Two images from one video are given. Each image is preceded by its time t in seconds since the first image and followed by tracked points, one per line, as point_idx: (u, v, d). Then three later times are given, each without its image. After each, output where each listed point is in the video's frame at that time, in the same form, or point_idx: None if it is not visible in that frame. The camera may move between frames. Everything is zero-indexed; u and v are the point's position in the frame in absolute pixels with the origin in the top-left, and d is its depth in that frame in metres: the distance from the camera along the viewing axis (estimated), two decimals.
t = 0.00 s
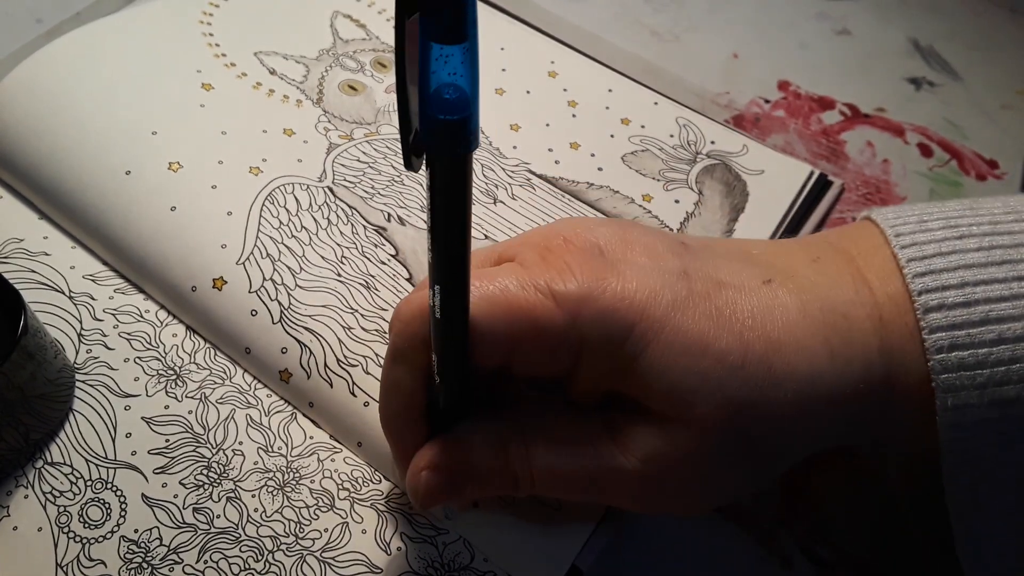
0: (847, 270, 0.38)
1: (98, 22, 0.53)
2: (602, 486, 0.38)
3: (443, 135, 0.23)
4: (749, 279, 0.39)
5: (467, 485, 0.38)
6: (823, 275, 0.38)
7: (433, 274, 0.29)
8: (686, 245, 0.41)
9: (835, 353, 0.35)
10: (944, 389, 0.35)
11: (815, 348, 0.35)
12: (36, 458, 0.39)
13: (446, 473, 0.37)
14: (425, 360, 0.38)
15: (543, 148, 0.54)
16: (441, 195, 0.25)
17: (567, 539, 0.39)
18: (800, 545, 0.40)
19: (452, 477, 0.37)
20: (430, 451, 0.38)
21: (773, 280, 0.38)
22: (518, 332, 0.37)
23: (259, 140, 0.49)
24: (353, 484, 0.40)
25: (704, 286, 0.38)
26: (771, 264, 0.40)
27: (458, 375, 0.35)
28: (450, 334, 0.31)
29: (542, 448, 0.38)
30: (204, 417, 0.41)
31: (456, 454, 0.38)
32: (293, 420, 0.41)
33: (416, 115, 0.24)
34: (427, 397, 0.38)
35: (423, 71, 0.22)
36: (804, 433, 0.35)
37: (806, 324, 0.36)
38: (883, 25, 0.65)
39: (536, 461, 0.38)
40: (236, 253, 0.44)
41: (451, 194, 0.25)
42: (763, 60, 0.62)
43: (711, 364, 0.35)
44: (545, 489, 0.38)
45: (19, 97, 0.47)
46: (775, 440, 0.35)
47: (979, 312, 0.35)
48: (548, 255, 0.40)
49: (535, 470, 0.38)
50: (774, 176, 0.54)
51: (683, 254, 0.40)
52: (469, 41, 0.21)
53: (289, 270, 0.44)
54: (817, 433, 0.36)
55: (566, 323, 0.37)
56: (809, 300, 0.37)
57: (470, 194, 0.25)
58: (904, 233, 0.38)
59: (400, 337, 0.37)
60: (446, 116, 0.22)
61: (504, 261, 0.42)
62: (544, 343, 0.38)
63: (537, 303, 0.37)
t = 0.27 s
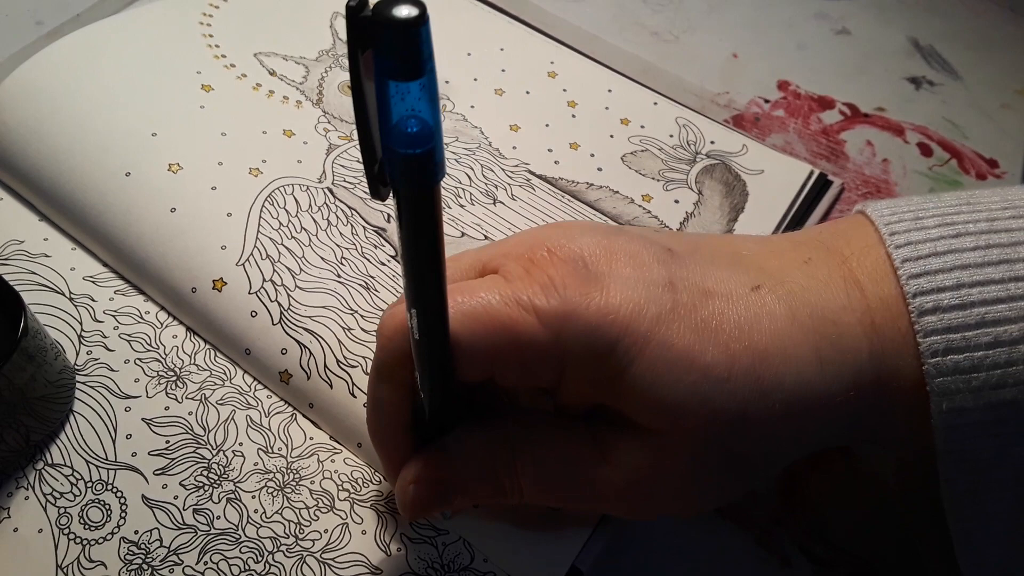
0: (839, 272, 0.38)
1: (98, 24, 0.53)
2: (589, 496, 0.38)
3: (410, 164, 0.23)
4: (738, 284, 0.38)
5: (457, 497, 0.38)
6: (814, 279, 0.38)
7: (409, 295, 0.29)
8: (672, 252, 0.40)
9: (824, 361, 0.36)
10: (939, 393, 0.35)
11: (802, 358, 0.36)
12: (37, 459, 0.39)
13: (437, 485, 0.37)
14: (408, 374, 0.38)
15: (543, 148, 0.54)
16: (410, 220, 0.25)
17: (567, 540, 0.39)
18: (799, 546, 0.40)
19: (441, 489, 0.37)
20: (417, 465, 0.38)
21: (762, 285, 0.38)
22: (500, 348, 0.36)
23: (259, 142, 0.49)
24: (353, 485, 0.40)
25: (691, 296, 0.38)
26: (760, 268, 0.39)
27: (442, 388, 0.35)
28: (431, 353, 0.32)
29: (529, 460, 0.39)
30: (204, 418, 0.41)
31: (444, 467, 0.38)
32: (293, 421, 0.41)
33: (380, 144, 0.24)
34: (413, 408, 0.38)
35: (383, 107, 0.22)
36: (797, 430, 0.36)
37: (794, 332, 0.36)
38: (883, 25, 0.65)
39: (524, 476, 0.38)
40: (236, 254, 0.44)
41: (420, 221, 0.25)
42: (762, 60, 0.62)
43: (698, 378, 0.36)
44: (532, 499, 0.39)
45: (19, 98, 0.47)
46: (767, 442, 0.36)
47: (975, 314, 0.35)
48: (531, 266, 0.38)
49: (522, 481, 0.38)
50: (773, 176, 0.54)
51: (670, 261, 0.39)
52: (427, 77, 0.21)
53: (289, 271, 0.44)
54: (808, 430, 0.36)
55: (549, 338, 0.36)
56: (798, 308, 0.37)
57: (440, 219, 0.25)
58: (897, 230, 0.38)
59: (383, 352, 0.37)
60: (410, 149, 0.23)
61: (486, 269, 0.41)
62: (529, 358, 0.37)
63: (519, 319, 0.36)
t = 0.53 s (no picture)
0: (835, 272, 0.38)
1: (97, 26, 0.53)
2: (583, 496, 0.38)
3: (399, 161, 0.23)
4: (734, 284, 0.39)
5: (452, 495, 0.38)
6: (811, 280, 0.38)
7: (403, 293, 0.29)
8: (668, 252, 0.40)
9: (819, 361, 0.36)
10: (938, 396, 0.35)
11: (798, 358, 0.36)
12: (37, 461, 0.39)
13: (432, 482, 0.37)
14: (404, 371, 0.38)
15: (542, 149, 0.54)
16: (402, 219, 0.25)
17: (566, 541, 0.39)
18: (799, 545, 0.40)
19: (435, 485, 0.37)
20: (411, 462, 0.38)
21: (758, 285, 0.38)
22: (494, 346, 0.36)
23: (259, 143, 0.50)
24: (353, 485, 0.40)
25: (686, 296, 0.38)
26: (757, 268, 0.40)
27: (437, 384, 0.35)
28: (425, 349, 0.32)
29: (524, 459, 0.39)
30: (204, 420, 0.41)
31: (438, 463, 0.38)
32: (293, 422, 0.42)
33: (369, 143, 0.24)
34: (408, 406, 0.39)
35: (372, 105, 0.22)
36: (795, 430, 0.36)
37: (790, 332, 0.36)
38: (882, 25, 0.65)
39: (519, 476, 0.39)
40: (236, 256, 0.44)
41: (411, 220, 0.25)
42: (761, 61, 0.62)
43: (693, 378, 0.36)
44: (525, 497, 0.39)
45: (19, 100, 0.47)
46: (766, 443, 0.36)
47: (974, 317, 0.35)
48: (527, 265, 0.38)
49: (517, 480, 0.39)
50: (773, 176, 0.54)
51: (665, 261, 0.39)
52: (413, 74, 0.21)
53: (289, 272, 0.45)
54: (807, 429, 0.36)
55: (544, 336, 0.36)
56: (794, 309, 0.37)
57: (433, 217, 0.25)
58: (897, 232, 0.38)
59: (379, 349, 0.37)
60: (399, 146, 0.23)
61: (482, 268, 0.41)
62: (524, 356, 0.37)
63: (514, 318, 0.36)
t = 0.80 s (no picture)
0: (833, 272, 0.38)
1: (98, 28, 0.53)
2: (581, 495, 0.38)
3: (395, 163, 0.23)
4: (732, 284, 0.39)
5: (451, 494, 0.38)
6: (809, 280, 0.38)
7: (401, 291, 0.29)
8: (667, 252, 0.40)
9: (818, 360, 0.36)
10: (937, 397, 0.35)
11: (797, 358, 0.36)
12: (38, 461, 0.39)
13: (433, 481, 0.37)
14: (403, 372, 0.38)
15: (542, 150, 0.54)
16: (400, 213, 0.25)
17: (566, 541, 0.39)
18: (799, 545, 0.40)
19: (433, 484, 0.37)
20: (411, 461, 0.38)
21: (757, 284, 0.39)
22: (494, 345, 0.36)
23: (259, 145, 0.50)
24: (353, 485, 0.40)
25: (685, 296, 0.38)
26: (757, 268, 0.40)
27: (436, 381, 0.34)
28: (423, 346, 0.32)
29: (524, 460, 0.39)
30: (204, 420, 0.41)
31: (437, 463, 0.38)
32: (293, 422, 0.42)
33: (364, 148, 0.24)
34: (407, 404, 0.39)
35: (368, 108, 0.22)
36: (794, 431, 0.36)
37: (789, 332, 0.36)
38: (882, 26, 0.65)
39: (519, 477, 0.39)
40: (236, 257, 0.44)
41: (409, 221, 0.25)
42: (761, 62, 0.62)
43: (691, 378, 0.36)
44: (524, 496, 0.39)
45: (20, 102, 0.47)
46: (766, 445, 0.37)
47: (973, 318, 0.35)
48: (526, 265, 0.38)
49: (516, 479, 0.39)
50: (772, 177, 0.54)
51: (665, 261, 0.39)
52: (409, 76, 0.21)
53: (289, 273, 0.45)
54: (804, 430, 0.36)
55: (542, 336, 0.36)
56: (793, 308, 0.37)
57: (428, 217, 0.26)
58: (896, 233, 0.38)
59: (378, 347, 0.37)
60: (397, 149, 0.23)
61: (481, 267, 0.41)
62: (523, 355, 0.37)
63: (513, 317, 0.36)
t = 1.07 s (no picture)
0: (834, 273, 0.38)
1: (97, 27, 0.53)
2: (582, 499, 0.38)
3: (396, 169, 0.23)
4: (733, 286, 0.39)
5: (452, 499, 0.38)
6: (811, 284, 0.38)
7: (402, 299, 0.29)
8: (668, 255, 0.40)
9: (820, 362, 0.36)
10: (939, 398, 0.35)
11: (799, 362, 0.36)
12: (37, 461, 0.39)
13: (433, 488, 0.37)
14: (403, 376, 0.38)
15: (542, 150, 0.54)
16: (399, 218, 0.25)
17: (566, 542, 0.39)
18: (799, 546, 0.40)
19: (434, 488, 0.37)
20: (410, 467, 0.38)
21: (757, 288, 0.38)
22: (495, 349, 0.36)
23: (259, 144, 0.50)
24: (353, 485, 0.40)
25: (685, 299, 0.38)
26: (758, 271, 0.39)
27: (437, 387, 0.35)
28: (422, 351, 0.32)
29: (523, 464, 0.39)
30: (204, 420, 0.41)
31: (438, 468, 0.38)
32: (293, 422, 0.42)
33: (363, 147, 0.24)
34: (407, 406, 0.38)
35: (368, 114, 0.22)
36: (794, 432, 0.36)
37: (790, 335, 0.36)
38: (882, 26, 0.65)
39: (519, 482, 0.39)
40: (236, 256, 0.44)
41: (409, 227, 0.25)
42: (761, 62, 0.62)
43: (691, 382, 0.36)
44: (525, 501, 0.39)
45: (19, 101, 0.47)
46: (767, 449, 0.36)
47: (975, 319, 0.35)
48: (526, 269, 0.38)
49: (515, 482, 0.39)
50: (772, 177, 0.54)
51: (665, 263, 0.39)
52: (409, 81, 0.21)
53: (289, 273, 0.45)
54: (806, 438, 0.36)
55: (543, 340, 0.36)
56: (794, 312, 0.37)
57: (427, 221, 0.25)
58: (897, 232, 0.38)
59: (379, 353, 0.37)
60: (396, 154, 0.23)
61: (481, 271, 0.41)
62: (522, 361, 0.37)
63: (514, 322, 0.36)
